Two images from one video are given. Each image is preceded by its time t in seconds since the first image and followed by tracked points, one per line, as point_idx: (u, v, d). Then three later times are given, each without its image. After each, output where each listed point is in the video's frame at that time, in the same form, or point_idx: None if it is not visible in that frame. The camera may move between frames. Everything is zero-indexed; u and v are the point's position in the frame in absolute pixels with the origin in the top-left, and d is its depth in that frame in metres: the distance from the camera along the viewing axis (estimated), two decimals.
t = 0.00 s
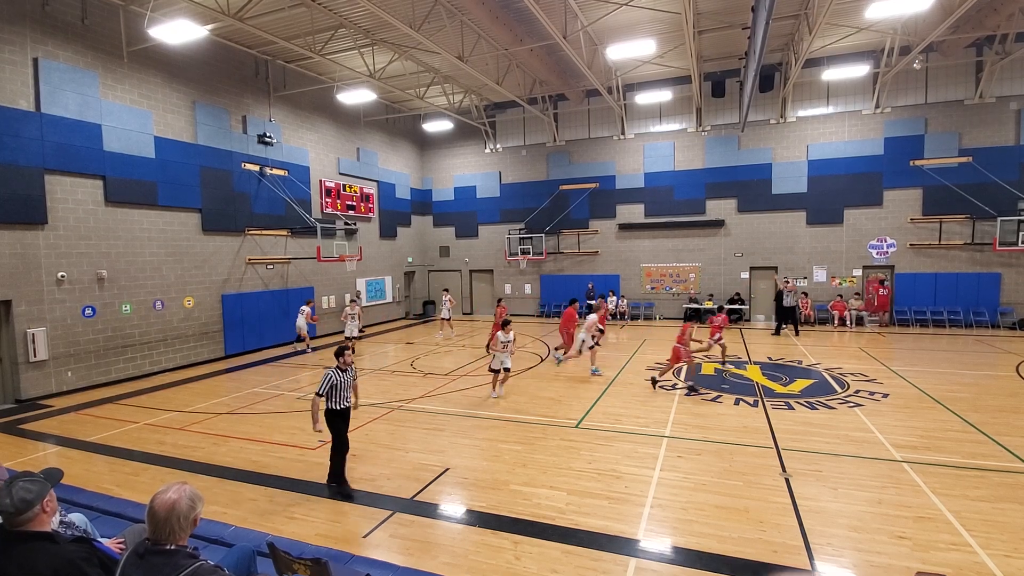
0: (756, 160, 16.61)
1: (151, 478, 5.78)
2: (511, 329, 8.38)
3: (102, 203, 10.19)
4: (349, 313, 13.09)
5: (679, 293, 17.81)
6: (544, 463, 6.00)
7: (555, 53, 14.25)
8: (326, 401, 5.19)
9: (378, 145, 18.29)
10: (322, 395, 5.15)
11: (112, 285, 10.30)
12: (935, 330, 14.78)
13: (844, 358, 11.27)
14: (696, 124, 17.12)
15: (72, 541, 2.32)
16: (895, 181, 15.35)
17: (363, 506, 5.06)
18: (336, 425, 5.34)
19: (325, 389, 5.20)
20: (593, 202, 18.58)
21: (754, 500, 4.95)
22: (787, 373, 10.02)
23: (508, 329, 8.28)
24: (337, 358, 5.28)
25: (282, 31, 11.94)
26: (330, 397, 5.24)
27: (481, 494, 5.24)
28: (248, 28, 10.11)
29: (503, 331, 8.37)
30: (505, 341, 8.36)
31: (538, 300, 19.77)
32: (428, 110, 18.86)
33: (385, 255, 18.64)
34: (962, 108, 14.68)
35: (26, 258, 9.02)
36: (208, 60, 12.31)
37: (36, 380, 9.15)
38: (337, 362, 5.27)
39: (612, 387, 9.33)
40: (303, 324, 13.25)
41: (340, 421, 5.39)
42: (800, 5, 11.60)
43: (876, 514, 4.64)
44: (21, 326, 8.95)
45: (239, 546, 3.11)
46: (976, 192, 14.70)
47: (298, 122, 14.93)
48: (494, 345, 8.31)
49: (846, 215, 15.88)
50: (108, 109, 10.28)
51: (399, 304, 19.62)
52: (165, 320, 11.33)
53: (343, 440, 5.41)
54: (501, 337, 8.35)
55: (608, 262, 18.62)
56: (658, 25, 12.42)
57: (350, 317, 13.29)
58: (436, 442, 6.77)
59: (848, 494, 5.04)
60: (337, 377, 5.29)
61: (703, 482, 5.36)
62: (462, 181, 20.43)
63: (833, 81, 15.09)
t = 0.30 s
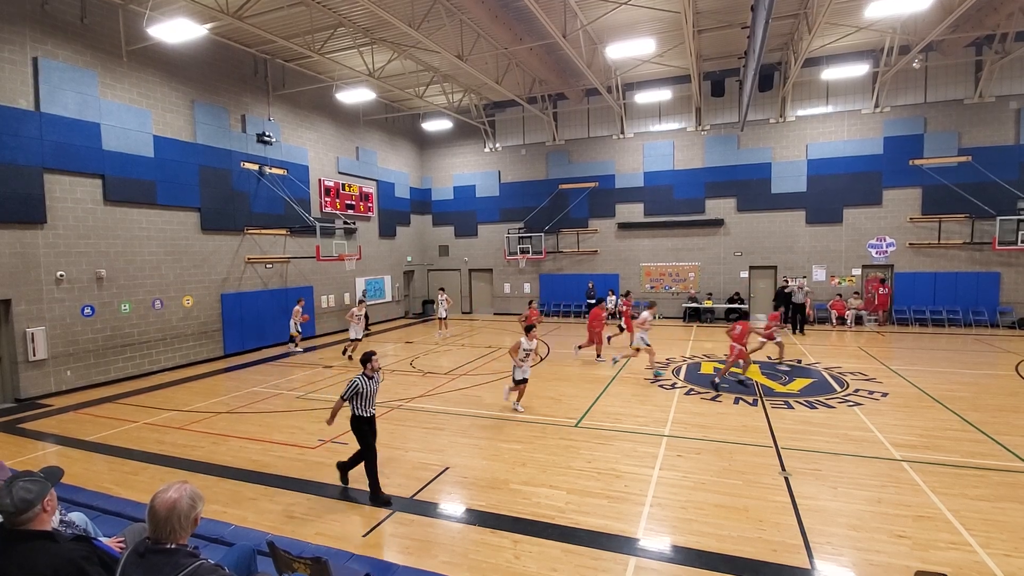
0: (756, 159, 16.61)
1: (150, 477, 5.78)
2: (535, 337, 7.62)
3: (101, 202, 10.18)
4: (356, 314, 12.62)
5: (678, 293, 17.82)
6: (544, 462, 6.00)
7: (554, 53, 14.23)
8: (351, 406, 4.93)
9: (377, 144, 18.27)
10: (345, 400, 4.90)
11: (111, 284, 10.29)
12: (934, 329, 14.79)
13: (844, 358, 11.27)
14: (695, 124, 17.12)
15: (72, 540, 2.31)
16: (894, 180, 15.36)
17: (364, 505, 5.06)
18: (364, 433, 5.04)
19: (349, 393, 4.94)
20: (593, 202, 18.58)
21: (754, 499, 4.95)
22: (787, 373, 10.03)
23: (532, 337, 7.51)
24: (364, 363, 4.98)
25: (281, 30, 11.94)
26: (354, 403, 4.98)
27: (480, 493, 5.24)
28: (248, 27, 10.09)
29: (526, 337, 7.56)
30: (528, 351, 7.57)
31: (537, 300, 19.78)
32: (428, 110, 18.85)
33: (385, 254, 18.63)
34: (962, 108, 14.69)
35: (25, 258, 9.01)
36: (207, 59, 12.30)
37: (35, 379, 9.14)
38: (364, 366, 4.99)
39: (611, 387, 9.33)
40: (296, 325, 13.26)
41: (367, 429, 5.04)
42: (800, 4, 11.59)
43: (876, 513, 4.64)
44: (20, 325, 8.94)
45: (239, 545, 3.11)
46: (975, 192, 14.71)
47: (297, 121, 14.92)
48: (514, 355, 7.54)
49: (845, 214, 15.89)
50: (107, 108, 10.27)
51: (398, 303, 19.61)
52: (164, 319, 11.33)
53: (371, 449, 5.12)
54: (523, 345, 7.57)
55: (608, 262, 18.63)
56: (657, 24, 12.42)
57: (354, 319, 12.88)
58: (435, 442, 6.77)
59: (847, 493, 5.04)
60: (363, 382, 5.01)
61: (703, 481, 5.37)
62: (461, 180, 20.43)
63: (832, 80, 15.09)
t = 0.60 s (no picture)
0: (755, 159, 16.62)
1: (149, 477, 5.77)
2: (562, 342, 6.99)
3: (99, 202, 10.16)
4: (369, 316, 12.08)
5: (677, 292, 17.82)
6: (543, 461, 6.00)
7: (553, 52, 14.21)
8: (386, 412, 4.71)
9: (376, 143, 18.26)
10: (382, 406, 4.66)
11: (110, 283, 10.28)
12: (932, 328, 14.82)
13: (843, 357, 11.28)
14: (694, 123, 17.12)
15: (72, 539, 2.31)
16: (893, 180, 15.38)
17: (363, 504, 5.06)
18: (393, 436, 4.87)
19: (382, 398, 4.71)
20: (592, 201, 18.58)
21: (752, 498, 4.95)
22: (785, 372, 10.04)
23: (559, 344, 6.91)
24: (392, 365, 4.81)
25: (280, 29, 11.93)
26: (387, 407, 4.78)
27: (479, 492, 5.25)
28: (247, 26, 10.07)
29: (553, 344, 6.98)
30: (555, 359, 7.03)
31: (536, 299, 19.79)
32: (427, 109, 18.83)
33: (384, 253, 18.62)
34: (960, 107, 14.70)
35: (24, 256, 9.00)
36: (206, 57, 12.28)
37: (34, 378, 9.12)
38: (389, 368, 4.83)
39: (610, 386, 9.33)
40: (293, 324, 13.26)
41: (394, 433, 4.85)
42: (799, 4, 11.59)
43: (875, 512, 4.64)
44: (19, 324, 8.92)
45: (238, 544, 3.11)
46: (973, 191, 14.73)
47: (296, 119, 14.91)
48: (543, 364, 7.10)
49: (844, 214, 15.90)
50: (106, 106, 10.25)
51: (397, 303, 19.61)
52: (163, 318, 11.31)
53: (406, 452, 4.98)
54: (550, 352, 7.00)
55: (607, 261, 18.64)
56: (657, 24, 12.41)
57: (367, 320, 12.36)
58: (435, 441, 6.77)
59: (846, 492, 5.05)
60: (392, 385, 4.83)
61: (701, 480, 5.38)
62: (460, 179, 20.42)
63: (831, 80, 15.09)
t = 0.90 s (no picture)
0: (754, 159, 16.64)
1: (148, 477, 5.76)
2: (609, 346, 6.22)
3: (98, 201, 10.15)
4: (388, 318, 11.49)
5: (676, 292, 17.83)
6: (542, 461, 6.00)
7: (552, 52, 14.19)
8: (420, 413, 4.55)
9: (376, 143, 18.25)
10: (415, 407, 4.54)
11: (108, 282, 10.27)
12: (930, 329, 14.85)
13: (841, 357, 11.29)
14: (694, 123, 17.14)
15: (71, 539, 2.31)
16: (891, 180, 15.40)
17: (362, 504, 5.06)
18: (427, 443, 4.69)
19: (416, 399, 4.57)
20: (591, 201, 18.59)
21: (751, 498, 4.96)
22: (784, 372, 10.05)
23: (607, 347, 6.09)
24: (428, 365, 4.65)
25: (280, 29, 11.93)
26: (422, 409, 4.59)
27: (478, 492, 5.25)
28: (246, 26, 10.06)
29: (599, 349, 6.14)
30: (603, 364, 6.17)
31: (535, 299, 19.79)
32: (426, 109, 18.82)
33: (383, 253, 18.61)
34: (959, 108, 14.72)
35: (22, 256, 8.99)
36: (205, 56, 12.26)
37: (32, 378, 9.11)
38: (427, 368, 4.68)
39: (609, 386, 9.33)
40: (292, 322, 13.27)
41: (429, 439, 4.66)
42: (799, 4, 11.60)
43: (873, 512, 4.65)
44: (17, 323, 8.91)
45: (237, 543, 3.12)
46: (972, 192, 14.76)
47: (295, 119, 14.90)
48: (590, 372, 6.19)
49: (843, 214, 15.92)
50: (104, 106, 10.24)
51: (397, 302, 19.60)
52: (161, 318, 11.30)
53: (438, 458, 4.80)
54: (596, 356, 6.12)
55: (606, 261, 18.65)
56: (656, 24, 12.42)
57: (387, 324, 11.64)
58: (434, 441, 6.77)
59: (844, 492, 5.05)
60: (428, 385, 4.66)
61: (700, 480, 5.38)
62: (460, 179, 20.42)
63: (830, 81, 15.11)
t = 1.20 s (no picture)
0: (753, 160, 16.66)
1: (146, 476, 5.75)
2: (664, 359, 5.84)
3: (96, 200, 10.13)
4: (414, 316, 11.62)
5: (675, 292, 17.84)
6: (541, 461, 6.00)
7: (552, 52, 14.18)
8: (449, 420, 4.41)
9: (375, 143, 18.24)
10: (447, 414, 4.40)
11: (107, 282, 10.25)
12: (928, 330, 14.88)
13: (840, 358, 11.31)
14: (692, 124, 17.15)
15: (68, 539, 2.31)
16: (890, 182, 15.42)
17: (360, 504, 5.06)
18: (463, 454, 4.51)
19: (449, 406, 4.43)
20: (590, 201, 18.60)
21: (750, 498, 4.97)
22: (783, 373, 10.06)
23: (661, 357, 5.74)
24: (467, 371, 4.50)
25: (278, 28, 11.93)
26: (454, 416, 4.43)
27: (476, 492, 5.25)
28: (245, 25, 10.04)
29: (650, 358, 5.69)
30: (656, 374, 5.65)
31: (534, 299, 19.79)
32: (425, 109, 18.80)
33: (382, 253, 18.61)
34: (957, 109, 14.75)
35: (19, 255, 8.97)
36: (203, 55, 12.24)
37: (29, 377, 9.09)
38: (466, 375, 4.54)
39: (608, 386, 9.34)
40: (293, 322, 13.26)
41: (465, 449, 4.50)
42: (798, 6, 11.62)
43: (871, 513, 4.66)
44: (15, 323, 8.90)
45: (236, 544, 3.12)
46: (970, 193, 14.79)
47: (294, 119, 14.88)
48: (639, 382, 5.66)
49: (841, 215, 15.94)
50: (103, 105, 10.22)
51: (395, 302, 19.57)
52: (159, 317, 11.28)
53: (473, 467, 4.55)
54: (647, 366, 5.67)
55: (605, 261, 18.66)
56: (656, 24, 12.43)
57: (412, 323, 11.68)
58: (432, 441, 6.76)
59: (842, 492, 5.06)
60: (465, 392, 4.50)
61: (699, 481, 5.38)
62: (459, 179, 20.42)
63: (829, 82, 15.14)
